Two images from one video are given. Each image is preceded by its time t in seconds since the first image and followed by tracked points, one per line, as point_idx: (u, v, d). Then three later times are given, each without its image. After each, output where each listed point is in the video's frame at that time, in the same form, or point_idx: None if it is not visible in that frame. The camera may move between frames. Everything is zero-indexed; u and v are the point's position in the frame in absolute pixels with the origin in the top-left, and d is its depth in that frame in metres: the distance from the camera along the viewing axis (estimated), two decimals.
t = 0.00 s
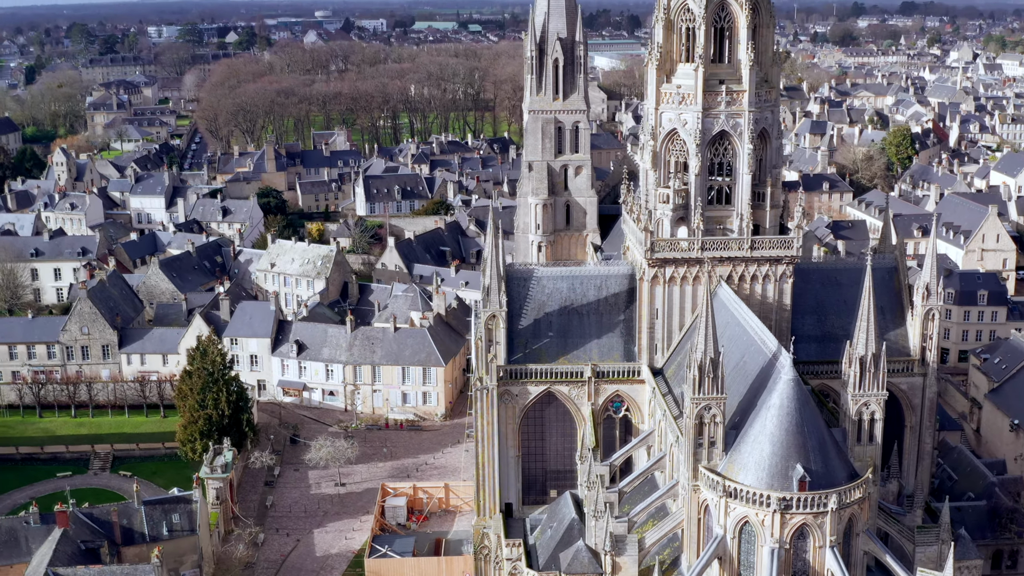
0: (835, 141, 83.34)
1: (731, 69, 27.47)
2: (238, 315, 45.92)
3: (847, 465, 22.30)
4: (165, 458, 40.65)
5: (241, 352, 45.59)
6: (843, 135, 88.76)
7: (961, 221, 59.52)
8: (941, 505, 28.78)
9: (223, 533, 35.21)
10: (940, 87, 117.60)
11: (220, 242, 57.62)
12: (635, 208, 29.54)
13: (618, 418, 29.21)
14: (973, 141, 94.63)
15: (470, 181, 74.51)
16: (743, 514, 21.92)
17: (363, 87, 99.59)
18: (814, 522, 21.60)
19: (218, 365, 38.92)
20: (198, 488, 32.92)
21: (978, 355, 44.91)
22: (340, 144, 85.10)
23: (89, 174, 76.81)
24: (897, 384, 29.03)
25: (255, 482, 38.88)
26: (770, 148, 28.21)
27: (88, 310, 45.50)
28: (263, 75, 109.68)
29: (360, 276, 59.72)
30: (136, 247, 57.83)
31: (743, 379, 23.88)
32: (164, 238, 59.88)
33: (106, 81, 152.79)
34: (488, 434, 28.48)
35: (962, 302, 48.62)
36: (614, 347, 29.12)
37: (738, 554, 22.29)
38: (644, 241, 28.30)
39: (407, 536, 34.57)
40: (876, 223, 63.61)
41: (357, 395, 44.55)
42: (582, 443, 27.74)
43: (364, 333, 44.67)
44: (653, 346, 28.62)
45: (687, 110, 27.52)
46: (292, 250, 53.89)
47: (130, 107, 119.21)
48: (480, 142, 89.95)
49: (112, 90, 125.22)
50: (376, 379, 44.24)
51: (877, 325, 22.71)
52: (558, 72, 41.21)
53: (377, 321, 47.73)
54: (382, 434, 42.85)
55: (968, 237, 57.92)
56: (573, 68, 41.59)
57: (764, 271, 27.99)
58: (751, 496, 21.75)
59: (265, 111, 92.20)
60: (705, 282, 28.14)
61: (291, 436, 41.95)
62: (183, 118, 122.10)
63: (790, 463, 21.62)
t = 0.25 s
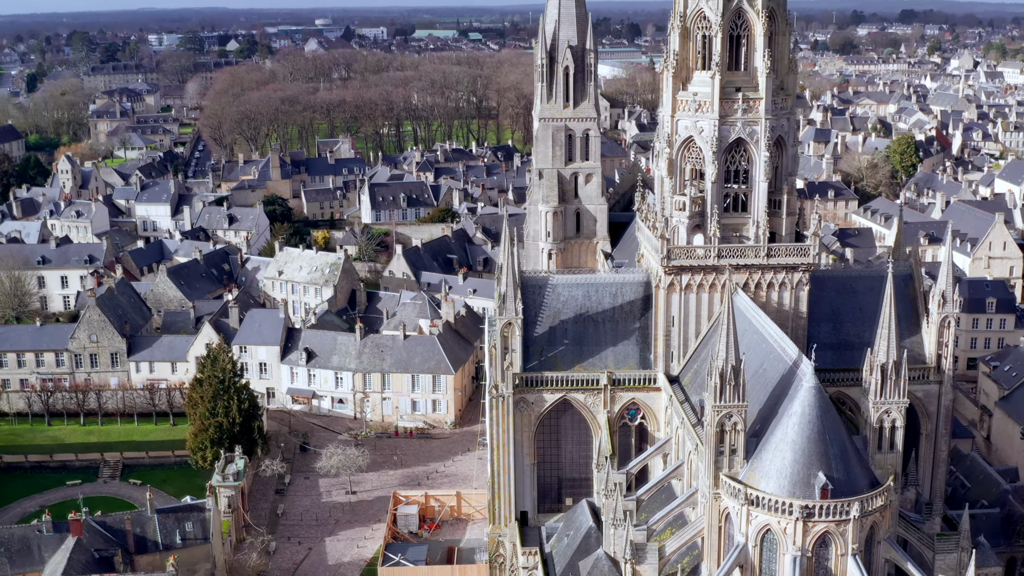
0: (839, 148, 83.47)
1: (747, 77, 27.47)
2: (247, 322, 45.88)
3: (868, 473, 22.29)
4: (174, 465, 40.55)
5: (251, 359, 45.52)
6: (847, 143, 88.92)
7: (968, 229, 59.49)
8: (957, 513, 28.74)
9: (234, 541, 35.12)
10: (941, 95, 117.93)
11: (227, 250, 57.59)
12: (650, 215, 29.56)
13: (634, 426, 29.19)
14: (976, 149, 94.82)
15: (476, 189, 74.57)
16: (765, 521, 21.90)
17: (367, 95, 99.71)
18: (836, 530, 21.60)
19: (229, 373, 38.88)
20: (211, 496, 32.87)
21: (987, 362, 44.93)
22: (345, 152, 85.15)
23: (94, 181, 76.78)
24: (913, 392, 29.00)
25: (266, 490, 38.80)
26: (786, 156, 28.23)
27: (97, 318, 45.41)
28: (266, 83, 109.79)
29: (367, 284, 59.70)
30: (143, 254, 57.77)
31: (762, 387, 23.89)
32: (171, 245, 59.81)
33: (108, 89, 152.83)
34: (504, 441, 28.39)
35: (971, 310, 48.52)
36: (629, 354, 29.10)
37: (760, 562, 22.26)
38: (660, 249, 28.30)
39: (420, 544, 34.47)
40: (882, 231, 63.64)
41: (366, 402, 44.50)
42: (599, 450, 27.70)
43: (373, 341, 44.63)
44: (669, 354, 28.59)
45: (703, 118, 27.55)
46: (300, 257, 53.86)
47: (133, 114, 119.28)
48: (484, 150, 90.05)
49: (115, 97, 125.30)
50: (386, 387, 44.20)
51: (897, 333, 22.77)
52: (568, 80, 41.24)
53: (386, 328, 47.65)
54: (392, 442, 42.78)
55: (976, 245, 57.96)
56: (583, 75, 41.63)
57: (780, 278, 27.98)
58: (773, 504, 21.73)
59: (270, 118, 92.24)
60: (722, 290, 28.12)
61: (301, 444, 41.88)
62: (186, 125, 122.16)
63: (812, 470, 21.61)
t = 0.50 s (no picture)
0: (844, 156, 83.57)
1: (764, 84, 27.46)
2: (256, 330, 45.82)
3: (890, 480, 22.27)
4: (185, 474, 40.47)
5: (260, 367, 45.45)
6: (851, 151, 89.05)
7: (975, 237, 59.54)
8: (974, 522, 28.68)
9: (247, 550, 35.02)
10: (944, 103, 118.15)
11: (234, 258, 57.56)
12: (666, 223, 29.54)
13: (650, 434, 29.13)
14: (979, 157, 95.00)
15: (481, 197, 74.62)
16: (788, 530, 21.88)
17: (371, 103, 99.83)
18: (858, 538, 21.59)
19: (240, 381, 38.78)
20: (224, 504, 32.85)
21: (997, 370, 44.90)
22: (349, 160, 85.20)
23: (99, 189, 76.76)
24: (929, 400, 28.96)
25: (277, 498, 38.71)
26: (802, 163, 28.21)
27: (106, 325, 45.30)
28: (270, 91, 109.91)
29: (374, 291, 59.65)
30: (150, 262, 57.71)
31: (783, 395, 23.88)
32: (178, 253, 59.75)
33: (110, 97, 152.90)
34: (521, 449, 28.33)
35: (980, 318, 48.52)
36: (645, 362, 29.04)
37: (782, 570, 22.23)
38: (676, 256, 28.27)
39: (433, 552, 34.37)
40: (888, 239, 63.67)
41: (376, 410, 44.42)
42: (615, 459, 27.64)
43: (383, 348, 44.59)
44: (685, 362, 28.54)
45: (720, 125, 27.55)
46: (308, 265, 53.84)
47: (136, 122, 119.33)
48: (489, 157, 90.13)
49: (118, 105, 125.40)
50: (396, 396, 44.14)
51: (919, 341, 22.80)
52: (579, 88, 41.29)
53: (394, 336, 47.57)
54: (403, 450, 42.71)
55: (983, 253, 57.96)
56: (594, 83, 41.66)
57: (797, 286, 27.95)
58: (795, 513, 21.70)
59: (274, 126, 92.30)
60: (738, 297, 28.09)
61: (311, 452, 41.81)
62: (189, 133, 122.24)
63: (834, 478, 21.58)
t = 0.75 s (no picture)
0: (848, 164, 83.67)
1: (781, 91, 27.45)
2: (266, 338, 45.77)
3: (912, 489, 22.22)
4: (195, 482, 40.38)
5: (270, 375, 45.35)
6: (855, 159, 89.16)
7: (982, 244, 59.64)
8: (991, 530, 28.59)
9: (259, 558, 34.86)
10: (946, 111, 118.39)
11: (242, 266, 57.53)
12: (682, 231, 29.54)
13: (667, 443, 29.04)
14: (983, 165, 95.15)
15: (487, 205, 74.65)
16: (811, 538, 21.82)
17: (375, 111, 99.95)
18: (882, 546, 21.53)
19: (251, 389, 38.71)
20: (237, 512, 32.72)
21: (1007, 378, 44.87)
22: (354, 167, 85.25)
23: (104, 197, 76.76)
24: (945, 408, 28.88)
25: (288, 507, 38.58)
26: (819, 171, 28.20)
27: (115, 333, 45.21)
28: (273, 99, 110.01)
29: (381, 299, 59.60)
30: (157, 270, 57.65)
31: (804, 403, 23.88)
32: (185, 261, 59.68)
33: (112, 105, 152.96)
34: (537, 457, 28.22)
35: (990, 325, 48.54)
36: (662, 370, 28.97)
37: None
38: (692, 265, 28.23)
39: (446, 561, 34.26)
40: (895, 247, 63.69)
41: (386, 419, 44.35)
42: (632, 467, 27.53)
43: (393, 357, 44.53)
44: (702, 370, 28.47)
45: (737, 133, 27.53)
46: (316, 273, 53.82)
47: (140, 130, 119.41)
48: (493, 165, 90.19)
49: (121, 113, 125.47)
50: (405, 404, 44.07)
51: (940, 349, 22.87)
52: (590, 96, 41.31)
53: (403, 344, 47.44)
54: (413, 458, 42.63)
55: (991, 260, 58.01)
56: (605, 91, 41.69)
57: (814, 294, 27.92)
58: (818, 521, 21.64)
59: (278, 134, 92.34)
60: (755, 305, 28.06)
61: (322, 461, 41.72)
62: (192, 141, 122.32)
63: (857, 487, 21.52)
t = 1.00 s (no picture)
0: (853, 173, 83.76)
1: (798, 99, 27.45)
2: (276, 346, 45.70)
3: (935, 498, 22.16)
4: (205, 491, 40.25)
5: (279, 383, 45.26)
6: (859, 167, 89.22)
7: (989, 253, 59.65)
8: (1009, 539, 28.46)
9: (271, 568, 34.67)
10: (949, 119, 118.62)
11: (250, 274, 57.48)
12: (698, 239, 29.52)
13: (683, 451, 28.98)
14: (986, 172, 95.26)
15: (492, 213, 74.65)
16: (834, 547, 21.75)
17: (380, 119, 100.01)
18: (905, 555, 21.47)
19: (262, 398, 38.61)
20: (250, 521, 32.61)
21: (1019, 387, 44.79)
22: (359, 175, 85.26)
23: (109, 205, 76.75)
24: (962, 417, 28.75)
25: (299, 515, 38.45)
26: (836, 179, 28.21)
27: (124, 342, 45.09)
28: (277, 107, 110.09)
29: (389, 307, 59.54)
30: (164, 278, 57.57)
31: (826, 412, 23.84)
32: (192, 269, 59.62)
33: (114, 112, 153.08)
34: (554, 466, 28.12)
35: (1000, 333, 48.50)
36: (678, 379, 28.89)
37: None
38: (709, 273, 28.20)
39: (459, 570, 34.12)
40: (902, 254, 63.70)
41: (396, 427, 44.25)
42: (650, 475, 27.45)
43: (403, 365, 44.45)
44: (719, 378, 28.41)
45: (755, 141, 27.54)
46: (324, 281, 53.79)
47: (143, 138, 119.50)
48: (497, 173, 90.24)
49: (124, 121, 125.55)
50: (415, 412, 43.98)
51: (962, 357, 22.92)
52: (601, 104, 41.33)
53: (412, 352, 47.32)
54: (423, 466, 42.53)
55: (998, 269, 58.00)
56: (616, 99, 41.72)
57: (832, 302, 27.86)
58: (842, 530, 21.57)
59: (283, 142, 92.36)
60: (773, 314, 28.00)
61: (332, 469, 41.61)
62: (195, 148, 122.37)
63: (881, 495, 21.46)
